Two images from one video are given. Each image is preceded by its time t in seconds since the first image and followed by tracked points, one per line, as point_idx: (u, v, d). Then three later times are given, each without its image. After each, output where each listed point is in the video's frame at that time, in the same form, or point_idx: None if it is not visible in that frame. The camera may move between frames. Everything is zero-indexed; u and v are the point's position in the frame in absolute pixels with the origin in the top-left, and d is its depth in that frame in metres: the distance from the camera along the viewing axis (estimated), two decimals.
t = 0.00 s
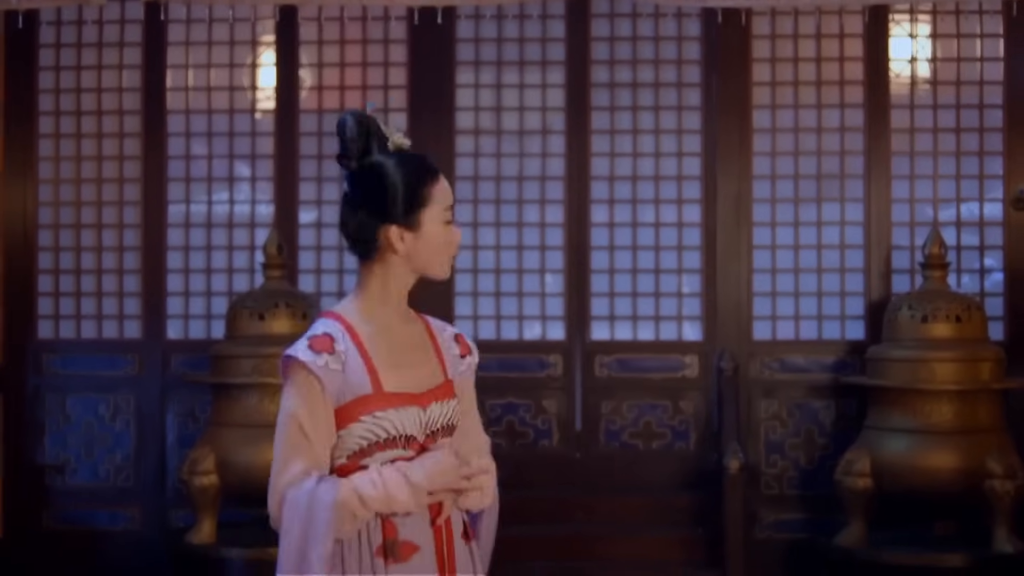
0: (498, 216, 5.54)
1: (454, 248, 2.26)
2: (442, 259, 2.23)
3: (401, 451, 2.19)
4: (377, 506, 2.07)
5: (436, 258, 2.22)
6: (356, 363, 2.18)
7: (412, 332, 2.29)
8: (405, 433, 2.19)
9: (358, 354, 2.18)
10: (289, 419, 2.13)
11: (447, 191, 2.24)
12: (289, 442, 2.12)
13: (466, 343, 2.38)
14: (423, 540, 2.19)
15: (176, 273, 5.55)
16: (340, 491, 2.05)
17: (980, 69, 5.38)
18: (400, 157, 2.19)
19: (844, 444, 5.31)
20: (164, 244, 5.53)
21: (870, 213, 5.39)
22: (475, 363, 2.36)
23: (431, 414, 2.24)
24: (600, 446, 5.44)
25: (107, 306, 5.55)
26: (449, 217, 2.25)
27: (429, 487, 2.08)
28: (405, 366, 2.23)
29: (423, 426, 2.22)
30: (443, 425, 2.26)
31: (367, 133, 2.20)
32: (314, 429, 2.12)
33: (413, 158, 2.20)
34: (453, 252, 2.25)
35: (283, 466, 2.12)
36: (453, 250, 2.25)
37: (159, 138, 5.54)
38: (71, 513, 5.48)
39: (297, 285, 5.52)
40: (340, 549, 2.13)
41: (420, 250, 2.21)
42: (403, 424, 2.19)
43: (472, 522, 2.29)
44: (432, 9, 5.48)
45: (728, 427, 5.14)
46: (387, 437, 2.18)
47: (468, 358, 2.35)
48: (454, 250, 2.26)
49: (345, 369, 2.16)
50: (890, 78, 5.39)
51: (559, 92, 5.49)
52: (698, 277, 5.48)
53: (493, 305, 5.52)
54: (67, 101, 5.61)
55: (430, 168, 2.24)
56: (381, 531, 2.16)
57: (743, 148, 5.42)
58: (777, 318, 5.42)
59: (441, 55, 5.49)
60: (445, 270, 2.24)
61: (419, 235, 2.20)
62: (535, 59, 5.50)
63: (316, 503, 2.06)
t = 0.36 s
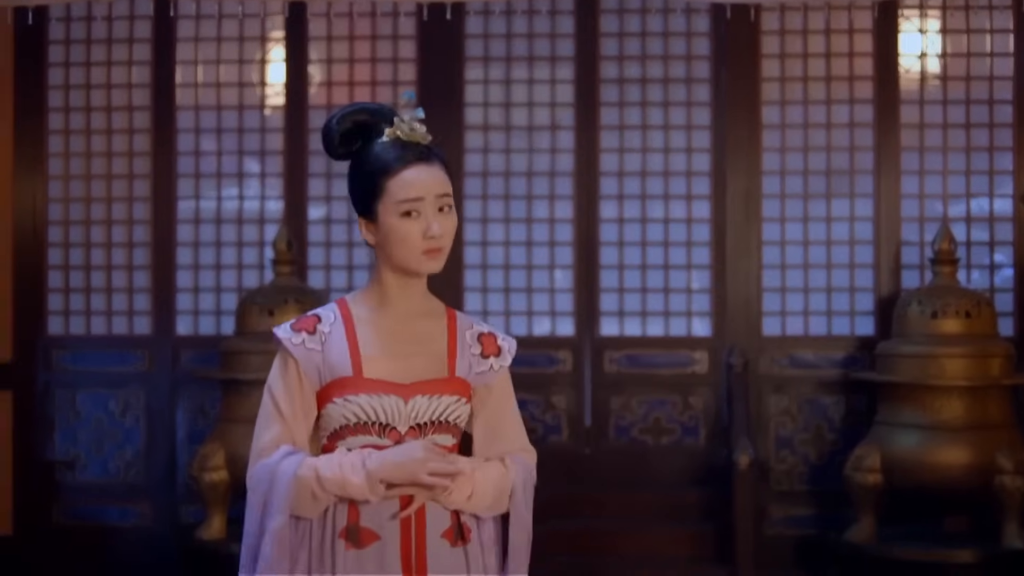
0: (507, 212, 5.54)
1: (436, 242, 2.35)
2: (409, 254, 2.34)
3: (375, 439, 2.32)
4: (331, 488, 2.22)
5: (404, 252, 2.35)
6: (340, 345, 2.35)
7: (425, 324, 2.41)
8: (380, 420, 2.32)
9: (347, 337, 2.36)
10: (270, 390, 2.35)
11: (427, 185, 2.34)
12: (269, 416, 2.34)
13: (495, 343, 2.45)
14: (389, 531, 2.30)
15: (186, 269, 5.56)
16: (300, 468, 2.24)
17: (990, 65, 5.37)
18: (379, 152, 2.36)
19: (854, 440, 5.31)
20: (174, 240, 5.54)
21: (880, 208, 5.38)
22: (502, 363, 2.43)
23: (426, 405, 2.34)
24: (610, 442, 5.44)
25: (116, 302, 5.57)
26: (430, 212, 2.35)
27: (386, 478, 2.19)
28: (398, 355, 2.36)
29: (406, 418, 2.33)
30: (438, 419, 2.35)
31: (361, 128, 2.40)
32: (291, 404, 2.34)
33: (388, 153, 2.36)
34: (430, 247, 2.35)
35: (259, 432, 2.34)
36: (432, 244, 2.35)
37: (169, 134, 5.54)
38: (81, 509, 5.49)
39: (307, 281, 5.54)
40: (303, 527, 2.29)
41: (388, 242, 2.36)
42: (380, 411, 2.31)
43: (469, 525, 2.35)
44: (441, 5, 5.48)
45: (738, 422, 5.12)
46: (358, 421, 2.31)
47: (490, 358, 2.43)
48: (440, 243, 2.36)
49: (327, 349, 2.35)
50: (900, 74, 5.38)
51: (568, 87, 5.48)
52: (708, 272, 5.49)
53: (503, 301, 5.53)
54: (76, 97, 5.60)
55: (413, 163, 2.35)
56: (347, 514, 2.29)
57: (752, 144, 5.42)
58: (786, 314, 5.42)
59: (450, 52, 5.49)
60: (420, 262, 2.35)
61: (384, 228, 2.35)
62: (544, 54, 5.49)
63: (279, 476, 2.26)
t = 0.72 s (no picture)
0: (524, 208, 5.54)
1: (416, 240, 2.19)
2: (391, 252, 2.20)
3: (362, 436, 2.16)
4: (313, 483, 2.09)
5: (387, 251, 2.21)
6: (337, 338, 2.22)
7: (426, 321, 2.25)
8: (369, 417, 2.16)
9: (345, 332, 2.23)
10: (265, 381, 2.23)
11: (409, 181, 2.19)
12: (265, 406, 2.22)
13: (501, 345, 2.27)
14: (372, 529, 2.14)
15: (203, 266, 5.58)
16: (285, 459, 2.11)
17: (1007, 60, 5.37)
18: (377, 147, 2.24)
19: (870, 437, 5.31)
20: (190, 237, 5.56)
21: (896, 205, 5.38)
22: (505, 366, 2.24)
23: (420, 405, 2.18)
24: (626, 438, 5.45)
25: (134, 299, 5.59)
26: (412, 209, 2.19)
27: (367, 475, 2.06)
28: (395, 353, 2.22)
29: (398, 417, 2.17)
30: (433, 421, 2.19)
31: (371, 125, 2.28)
32: (287, 395, 2.21)
33: (383, 148, 2.23)
34: (409, 245, 2.19)
35: (254, 423, 2.22)
36: (412, 242, 2.19)
37: (186, 130, 5.56)
38: (99, 505, 5.51)
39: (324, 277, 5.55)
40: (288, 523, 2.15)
41: (377, 240, 2.23)
42: (372, 407, 2.16)
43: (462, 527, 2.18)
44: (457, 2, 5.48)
45: (754, 419, 5.11)
46: (347, 417, 2.17)
47: (493, 361, 2.25)
48: (423, 242, 2.20)
49: (323, 342, 2.22)
50: (916, 69, 5.37)
51: (584, 84, 5.49)
52: (724, 269, 5.49)
53: (519, 298, 5.55)
54: (93, 94, 5.61)
55: (401, 158, 2.21)
56: (331, 509, 2.14)
57: (768, 141, 5.42)
58: (802, 310, 5.43)
59: (466, 48, 5.48)
60: (402, 261, 2.20)
61: (370, 226, 2.22)
62: (560, 51, 5.50)
63: (266, 466, 2.13)
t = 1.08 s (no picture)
0: (547, 207, 5.56)
1: (418, 276, 2.26)
2: (395, 282, 2.28)
3: (378, 465, 2.24)
4: (329, 511, 2.17)
5: (391, 278, 2.28)
6: (352, 368, 2.29)
7: (440, 350, 2.32)
8: (385, 446, 2.24)
9: (360, 359, 2.29)
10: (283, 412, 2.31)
11: (418, 217, 2.25)
12: (282, 432, 2.31)
13: (515, 371, 2.33)
14: (389, 558, 2.23)
15: (228, 264, 5.61)
16: (304, 489, 2.19)
17: None
18: (399, 171, 2.29)
19: (894, 435, 5.32)
20: (215, 236, 5.58)
21: (919, 205, 5.39)
22: (519, 392, 2.31)
23: (434, 435, 2.25)
24: (650, 436, 5.47)
25: (160, 297, 5.62)
26: (418, 245, 2.26)
27: (382, 508, 2.12)
28: (410, 383, 2.28)
29: (413, 446, 2.25)
30: (447, 449, 2.26)
31: (404, 141, 2.33)
32: (303, 423, 2.29)
33: (403, 174, 2.28)
34: (410, 280, 2.26)
35: (272, 454, 2.30)
36: (412, 278, 2.26)
37: (211, 130, 5.58)
38: (126, 502, 5.54)
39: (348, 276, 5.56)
40: (307, 547, 2.24)
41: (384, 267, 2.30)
42: (386, 439, 2.24)
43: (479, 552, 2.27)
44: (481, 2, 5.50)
45: (777, 418, 5.10)
46: (363, 446, 2.25)
47: (506, 388, 2.31)
48: (425, 279, 2.27)
49: (338, 371, 2.29)
50: (940, 68, 5.37)
51: (607, 82, 5.50)
52: (747, 267, 5.50)
53: (542, 296, 5.57)
54: (118, 94, 5.63)
55: (415, 192, 2.26)
56: (350, 536, 2.24)
57: (791, 141, 5.41)
58: (825, 308, 5.44)
59: (489, 48, 5.50)
60: (402, 292, 2.28)
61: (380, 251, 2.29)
62: (584, 50, 5.51)
63: (285, 494, 2.22)
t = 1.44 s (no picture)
0: (578, 204, 5.57)
1: (440, 297, 2.22)
2: (419, 301, 2.24)
3: (408, 478, 2.25)
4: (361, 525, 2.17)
5: (416, 296, 2.25)
6: (382, 382, 2.28)
7: (468, 364, 2.30)
8: (414, 460, 2.24)
9: (389, 372, 2.29)
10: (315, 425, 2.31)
11: (441, 239, 2.20)
12: (313, 445, 2.31)
13: (544, 382, 2.30)
14: (420, 571, 2.24)
15: (261, 261, 5.64)
16: (335, 502, 2.20)
17: None
18: (428, 188, 2.25)
19: (925, 432, 5.31)
20: (248, 233, 5.61)
21: (949, 201, 5.39)
22: (547, 405, 2.29)
23: (463, 448, 2.25)
24: (680, 433, 5.49)
25: (193, 294, 5.65)
26: (442, 267, 2.21)
27: (411, 523, 2.10)
28: (438, 397, 2.28)
29: (442, 460, 2.25)
30: (476, 461, 2.26)
31: (438, 154, 2.28)
32: (333, 435, 2.30)
33: (432, 194, 2.24)
34: (433, 301, 2.23)
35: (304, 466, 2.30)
36: (434, 300, 2.23)
37: (244, 127, 5.61)
38: (159, 498, 5.56)
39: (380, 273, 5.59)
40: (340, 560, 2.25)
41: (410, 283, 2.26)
42: (416, 453, 2.24)
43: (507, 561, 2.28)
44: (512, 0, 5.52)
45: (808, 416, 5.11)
46: (393, 459, 2.25)
47: (534, 400, 2.28)
48: (448, 300, 2.23)
49: (367, 386, 2.29)
50: (971, 64, 5.37)
51: (638, 80, 5.52)
52: (778, 264, 5.51)
53: (573, 293, 5.57)
54: (152, 92, 5.66)
55: (440, 214, 2.21)
56: (382, 547, 2.25)
57: (822, 143, 5.43)
58: (856, 305, 5.44)
59: (521, 47, 5.52)
60: (425, 310, 2.25)
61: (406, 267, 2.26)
62: (614, 48, 5.53)
63: (316, 506, 2.22)
